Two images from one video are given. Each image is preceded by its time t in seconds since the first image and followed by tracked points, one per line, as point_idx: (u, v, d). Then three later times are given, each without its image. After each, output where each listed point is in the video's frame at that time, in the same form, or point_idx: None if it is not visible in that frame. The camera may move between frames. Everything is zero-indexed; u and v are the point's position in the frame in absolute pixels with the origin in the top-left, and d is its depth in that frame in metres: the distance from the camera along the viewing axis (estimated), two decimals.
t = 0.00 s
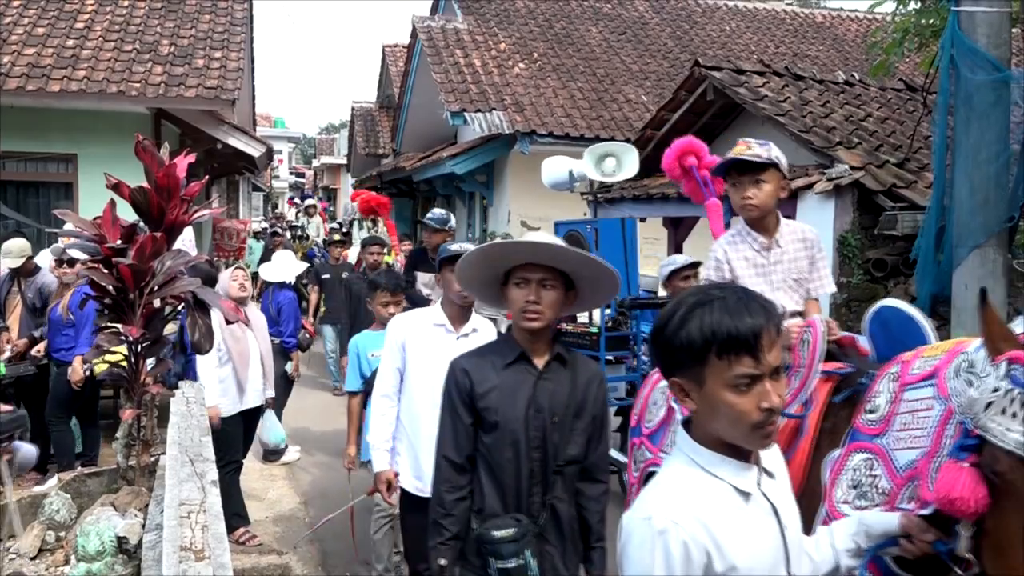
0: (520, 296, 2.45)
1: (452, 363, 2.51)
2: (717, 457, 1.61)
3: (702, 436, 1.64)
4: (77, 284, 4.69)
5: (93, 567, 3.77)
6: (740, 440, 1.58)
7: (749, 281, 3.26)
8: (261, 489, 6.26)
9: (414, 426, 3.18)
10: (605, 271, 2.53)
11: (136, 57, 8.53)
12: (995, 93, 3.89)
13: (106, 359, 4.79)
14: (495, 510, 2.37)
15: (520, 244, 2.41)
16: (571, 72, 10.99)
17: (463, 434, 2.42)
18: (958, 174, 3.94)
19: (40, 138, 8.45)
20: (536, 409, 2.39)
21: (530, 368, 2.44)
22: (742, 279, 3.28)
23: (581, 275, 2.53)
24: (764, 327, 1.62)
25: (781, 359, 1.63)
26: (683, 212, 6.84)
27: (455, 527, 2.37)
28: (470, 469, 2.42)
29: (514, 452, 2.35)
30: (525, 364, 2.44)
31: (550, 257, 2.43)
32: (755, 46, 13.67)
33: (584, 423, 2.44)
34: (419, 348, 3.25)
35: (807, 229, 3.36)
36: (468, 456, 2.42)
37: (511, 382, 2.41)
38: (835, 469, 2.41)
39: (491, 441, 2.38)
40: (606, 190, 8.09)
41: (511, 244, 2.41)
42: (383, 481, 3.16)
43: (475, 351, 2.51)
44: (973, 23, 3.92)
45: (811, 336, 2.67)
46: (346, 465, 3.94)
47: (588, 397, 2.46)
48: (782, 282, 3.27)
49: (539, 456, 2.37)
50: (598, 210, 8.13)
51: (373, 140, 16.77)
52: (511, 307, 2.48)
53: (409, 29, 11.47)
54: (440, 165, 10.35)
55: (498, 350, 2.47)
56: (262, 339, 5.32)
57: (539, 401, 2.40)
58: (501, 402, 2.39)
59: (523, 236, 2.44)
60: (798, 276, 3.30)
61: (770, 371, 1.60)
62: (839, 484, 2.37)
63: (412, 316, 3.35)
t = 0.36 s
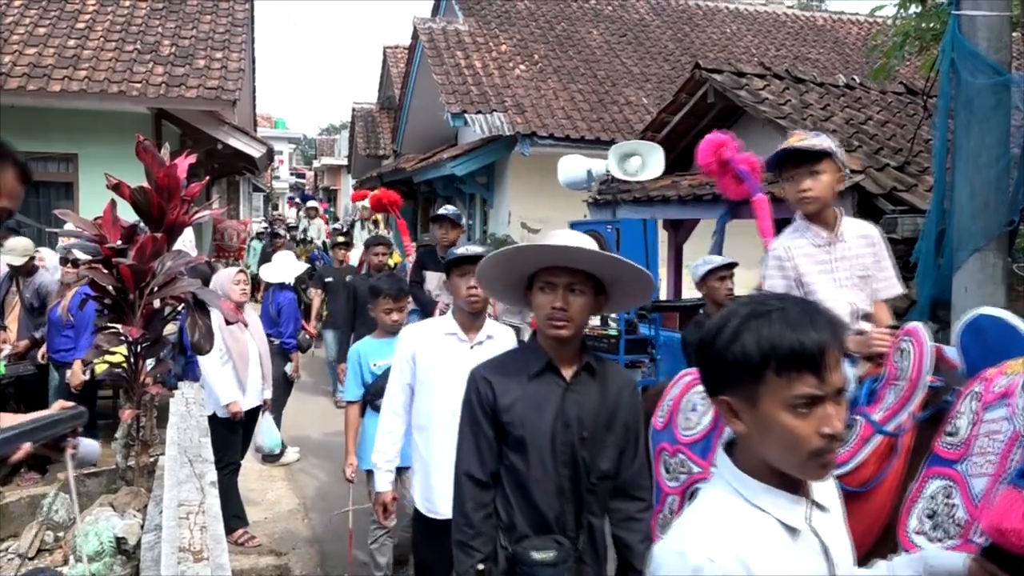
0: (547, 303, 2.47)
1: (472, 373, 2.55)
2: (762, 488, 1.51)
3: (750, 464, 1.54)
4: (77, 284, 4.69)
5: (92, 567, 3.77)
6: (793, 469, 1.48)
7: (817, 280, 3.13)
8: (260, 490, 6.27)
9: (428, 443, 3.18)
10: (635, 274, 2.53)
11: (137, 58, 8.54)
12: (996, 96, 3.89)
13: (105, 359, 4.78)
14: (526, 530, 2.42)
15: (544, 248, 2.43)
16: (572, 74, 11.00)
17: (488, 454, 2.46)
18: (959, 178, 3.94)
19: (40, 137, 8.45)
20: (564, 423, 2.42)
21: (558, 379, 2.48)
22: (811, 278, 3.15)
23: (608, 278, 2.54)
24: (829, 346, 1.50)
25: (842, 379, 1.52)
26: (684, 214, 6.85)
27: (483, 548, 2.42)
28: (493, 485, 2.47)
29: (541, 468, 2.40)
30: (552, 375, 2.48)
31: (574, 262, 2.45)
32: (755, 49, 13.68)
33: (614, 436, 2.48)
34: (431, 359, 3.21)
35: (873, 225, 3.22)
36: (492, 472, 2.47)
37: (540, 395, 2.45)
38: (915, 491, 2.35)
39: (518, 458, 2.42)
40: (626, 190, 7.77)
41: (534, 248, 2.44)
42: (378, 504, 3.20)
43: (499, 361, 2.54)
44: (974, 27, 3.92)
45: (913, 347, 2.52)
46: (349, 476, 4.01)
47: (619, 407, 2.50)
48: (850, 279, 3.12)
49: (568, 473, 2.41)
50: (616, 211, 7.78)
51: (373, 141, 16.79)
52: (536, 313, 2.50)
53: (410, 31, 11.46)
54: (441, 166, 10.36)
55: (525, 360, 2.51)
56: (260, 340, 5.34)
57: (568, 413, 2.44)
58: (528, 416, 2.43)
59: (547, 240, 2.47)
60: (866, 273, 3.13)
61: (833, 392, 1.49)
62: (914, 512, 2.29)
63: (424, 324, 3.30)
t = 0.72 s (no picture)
0: (557, 317, 2.35)
1: (480, 401, 2.38)
2: (873, 543, 1.38)
3: (861, 514, 1.41)
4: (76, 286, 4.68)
5: (90, 569, 3.77)
6: (913, 517, 1.35)
7: (898, 281, 2.86)
8: (259, 492, 6.26)
9: (445, 456, 2.98)
10: (657, 280, 2.40)
11: (137, 59, 8.55)
12: (995, 101, 3.90)
13: (105, 361, 4.78)
14: (551, 570, 2.24)
15: (550, 259, 2.31)
16: (572, 77, 11.01)
17: (504, 490, 2.26)
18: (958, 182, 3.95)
19: (40, 138, 8.45)
20: (589, 447, 2.28)
21: (576, 402, 2.33)
22: (891, 275, 2.86)
23: (627, 286, 2.42)
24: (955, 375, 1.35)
25: (969, 413, 1.38)
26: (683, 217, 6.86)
27: None
28: (509, 526, 2.28)
29: (568, 502, 2.23)
30: (569, 397, 2.33)
31: (583, 272, 2.33)
32: (755, 52, 13.70)
33: (641, 456, 2.35)
34: (443, 370, 3.06)
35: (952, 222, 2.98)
36: (507, 512, 2.27)
37: (559, 420, 2.29)
38: (978, 523, 2.23)
39: (539, 490, 2.24)
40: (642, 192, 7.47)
41: (538, 259, 2.32)
42: (398, 520, 3.04)
43: (509, 387, 2.38)
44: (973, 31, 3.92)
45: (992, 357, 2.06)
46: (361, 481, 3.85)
47: (645, 428, 2.37)
48: (933, 286, 2.90)
49: (595, 504, 2.25)
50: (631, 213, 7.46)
51: (373, 143, 16.83)
52: (546, 328, 2.39)
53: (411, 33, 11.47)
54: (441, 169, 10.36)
55: (540, 383, 2.35)
56: (256, 341, 5.35)
57: (591, 437, 2.29)
58: (549, 444, 2.26)
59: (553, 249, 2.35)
60: (945, 279, 2.92)
61: (959, 427, 1.36)
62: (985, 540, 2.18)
63: (432, 332, 3.15)
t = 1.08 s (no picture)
0: (619, 330, 2.02)
1: (514, 419, 2.05)
2: None
3: None
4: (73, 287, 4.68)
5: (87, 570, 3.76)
6: None
7: (998, 285, 2.44)
8: (257, 493, 6.25)
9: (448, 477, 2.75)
10: (728, 291, 2.13)
11: (136, 61, 8.54)
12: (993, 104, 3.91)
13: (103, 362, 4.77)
14: None
15: (616, 265, 2.00)
16: (570, 79, 11.02)
17: (538, 519, 1.95)
18: (956, 185, 3.96)
19: (39, 140, 8.45)
20: (635, 477, 1.98)
21: (625, 427, 2.02)
22: (990, 278, 2.45)
23: (692, 296, 2.14)
24: None
25: None
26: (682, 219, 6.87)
27: None
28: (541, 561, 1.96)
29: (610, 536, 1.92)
30: (619, 421, 2.02)
31: (650, 280, 2.02)
32: (754, 54, 13.71)
33: (687, 486, 2.04)
34: (448, 374, 2.92)
35: None
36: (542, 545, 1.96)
37: (606, 445, 1.98)
38: None
39: (578, 522, 1.94)
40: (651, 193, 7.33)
41: (602, 265, 2.01)
42: (388, 553, 2.84)
43: (544, 403, 2.06)
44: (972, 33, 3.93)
45: None
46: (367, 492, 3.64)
47: (692, 451, 2.07)
48: None
49: (636, 535, 1.95)
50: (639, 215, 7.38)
51: (372, 144, 16.85)
52: (603, 344, 2.05)
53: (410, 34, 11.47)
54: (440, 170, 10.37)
55: (586, 403, 2.04)
56: (252, 343, 5.34)
57: (640, 464, 1.99)
58: (593, 471, 1.95)
59: (614, 251, 2.04)
60: None
61: None
62: None
63: (436, 335, 3.01)
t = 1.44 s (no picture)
0: (716, 321, 1.91)
1: (588, 419, 1.95)
2: None
3: None
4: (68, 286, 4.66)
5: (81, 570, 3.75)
6: None
7: None
8: (252, 494, 6.25)
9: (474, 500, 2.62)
10: (812, 274, 2.11)
11: (132, 60, 8.52)
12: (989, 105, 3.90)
13: (98, 362, 4.75)
14: None
15: (718, 250, 1.89)
16: (567, 80, 11.02)
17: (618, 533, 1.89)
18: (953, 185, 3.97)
19: (35, 140, 8.43)
20: (719, 489, 1.91)
21: (708, 432, 1.96)
22: None
23: (774, 279, 2.11)
24: None
25: None
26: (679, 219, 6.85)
27: None
28: None
29: (692, 557, 1.85)
30: (702, 426, 1.96)
31: (744, 266, 1.96)
32: (751, 55, 13.72)
33: (767, 503, 2.00)
34: (457, 395, 2.70)
35: None
36: (616, 562, 1.89)
37: (687, 454, 1.91)
38: None
39: (655, 540, 1.86)
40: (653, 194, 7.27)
41: (701, 251, 1.89)
42: None
43: (614, 407, 1.96)
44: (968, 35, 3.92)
45: None
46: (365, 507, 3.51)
47: (770, 466, 2.03)
48: None
49: (720, 555, 1.88)
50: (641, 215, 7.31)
51: (369, 144, 16.83)
52: (693, 338, 1.93)
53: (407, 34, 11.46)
54: (436, 170, 10.37)
55: (666, 407, 1.96)
56: (249, 342, 5.32)
57: (722, 475, 1.92)
58: (672, 482, 1.88)
59: (704, 237, 1.94)
60: None
61: None
62: None
63: (444, 349, 2.80)
